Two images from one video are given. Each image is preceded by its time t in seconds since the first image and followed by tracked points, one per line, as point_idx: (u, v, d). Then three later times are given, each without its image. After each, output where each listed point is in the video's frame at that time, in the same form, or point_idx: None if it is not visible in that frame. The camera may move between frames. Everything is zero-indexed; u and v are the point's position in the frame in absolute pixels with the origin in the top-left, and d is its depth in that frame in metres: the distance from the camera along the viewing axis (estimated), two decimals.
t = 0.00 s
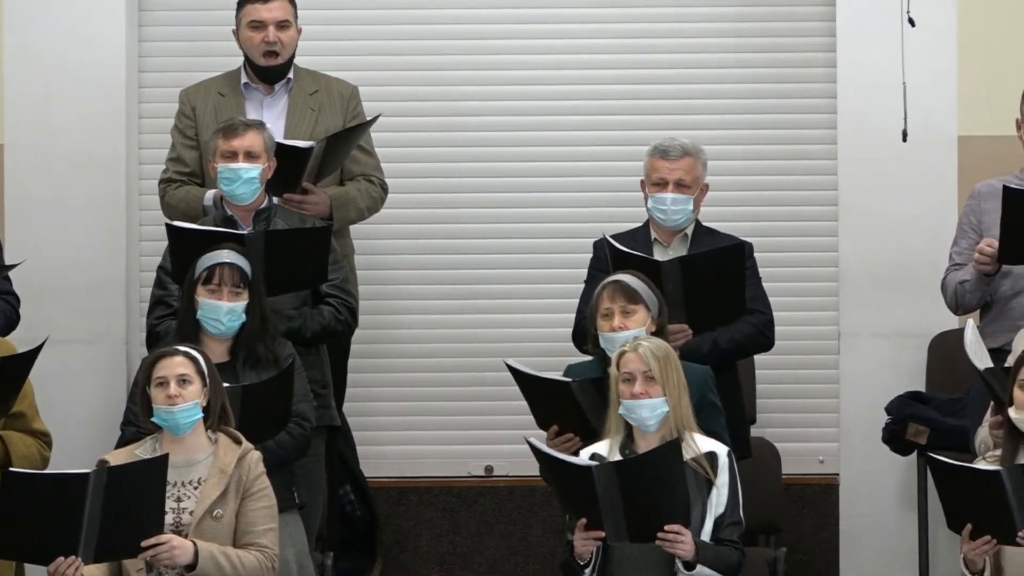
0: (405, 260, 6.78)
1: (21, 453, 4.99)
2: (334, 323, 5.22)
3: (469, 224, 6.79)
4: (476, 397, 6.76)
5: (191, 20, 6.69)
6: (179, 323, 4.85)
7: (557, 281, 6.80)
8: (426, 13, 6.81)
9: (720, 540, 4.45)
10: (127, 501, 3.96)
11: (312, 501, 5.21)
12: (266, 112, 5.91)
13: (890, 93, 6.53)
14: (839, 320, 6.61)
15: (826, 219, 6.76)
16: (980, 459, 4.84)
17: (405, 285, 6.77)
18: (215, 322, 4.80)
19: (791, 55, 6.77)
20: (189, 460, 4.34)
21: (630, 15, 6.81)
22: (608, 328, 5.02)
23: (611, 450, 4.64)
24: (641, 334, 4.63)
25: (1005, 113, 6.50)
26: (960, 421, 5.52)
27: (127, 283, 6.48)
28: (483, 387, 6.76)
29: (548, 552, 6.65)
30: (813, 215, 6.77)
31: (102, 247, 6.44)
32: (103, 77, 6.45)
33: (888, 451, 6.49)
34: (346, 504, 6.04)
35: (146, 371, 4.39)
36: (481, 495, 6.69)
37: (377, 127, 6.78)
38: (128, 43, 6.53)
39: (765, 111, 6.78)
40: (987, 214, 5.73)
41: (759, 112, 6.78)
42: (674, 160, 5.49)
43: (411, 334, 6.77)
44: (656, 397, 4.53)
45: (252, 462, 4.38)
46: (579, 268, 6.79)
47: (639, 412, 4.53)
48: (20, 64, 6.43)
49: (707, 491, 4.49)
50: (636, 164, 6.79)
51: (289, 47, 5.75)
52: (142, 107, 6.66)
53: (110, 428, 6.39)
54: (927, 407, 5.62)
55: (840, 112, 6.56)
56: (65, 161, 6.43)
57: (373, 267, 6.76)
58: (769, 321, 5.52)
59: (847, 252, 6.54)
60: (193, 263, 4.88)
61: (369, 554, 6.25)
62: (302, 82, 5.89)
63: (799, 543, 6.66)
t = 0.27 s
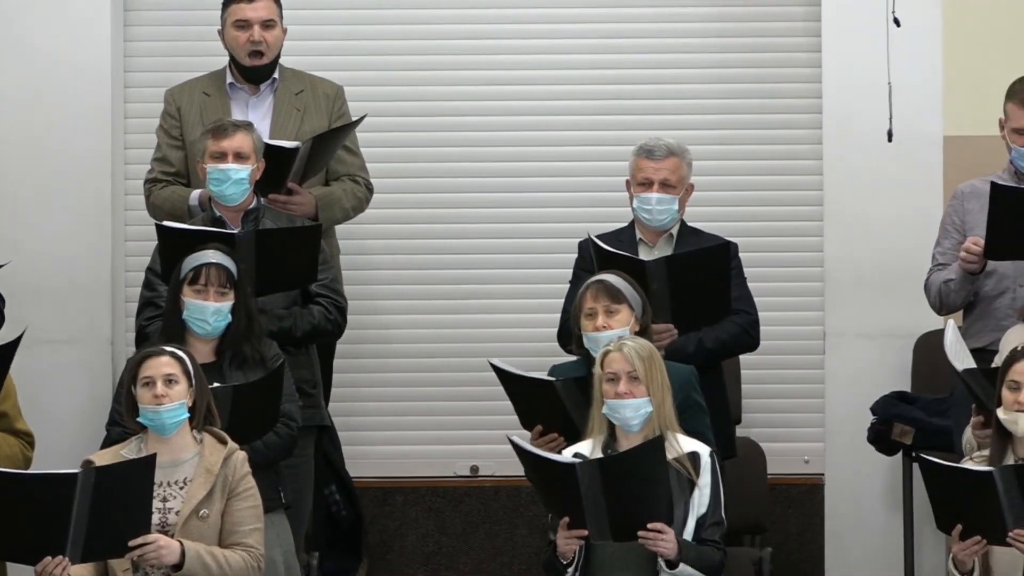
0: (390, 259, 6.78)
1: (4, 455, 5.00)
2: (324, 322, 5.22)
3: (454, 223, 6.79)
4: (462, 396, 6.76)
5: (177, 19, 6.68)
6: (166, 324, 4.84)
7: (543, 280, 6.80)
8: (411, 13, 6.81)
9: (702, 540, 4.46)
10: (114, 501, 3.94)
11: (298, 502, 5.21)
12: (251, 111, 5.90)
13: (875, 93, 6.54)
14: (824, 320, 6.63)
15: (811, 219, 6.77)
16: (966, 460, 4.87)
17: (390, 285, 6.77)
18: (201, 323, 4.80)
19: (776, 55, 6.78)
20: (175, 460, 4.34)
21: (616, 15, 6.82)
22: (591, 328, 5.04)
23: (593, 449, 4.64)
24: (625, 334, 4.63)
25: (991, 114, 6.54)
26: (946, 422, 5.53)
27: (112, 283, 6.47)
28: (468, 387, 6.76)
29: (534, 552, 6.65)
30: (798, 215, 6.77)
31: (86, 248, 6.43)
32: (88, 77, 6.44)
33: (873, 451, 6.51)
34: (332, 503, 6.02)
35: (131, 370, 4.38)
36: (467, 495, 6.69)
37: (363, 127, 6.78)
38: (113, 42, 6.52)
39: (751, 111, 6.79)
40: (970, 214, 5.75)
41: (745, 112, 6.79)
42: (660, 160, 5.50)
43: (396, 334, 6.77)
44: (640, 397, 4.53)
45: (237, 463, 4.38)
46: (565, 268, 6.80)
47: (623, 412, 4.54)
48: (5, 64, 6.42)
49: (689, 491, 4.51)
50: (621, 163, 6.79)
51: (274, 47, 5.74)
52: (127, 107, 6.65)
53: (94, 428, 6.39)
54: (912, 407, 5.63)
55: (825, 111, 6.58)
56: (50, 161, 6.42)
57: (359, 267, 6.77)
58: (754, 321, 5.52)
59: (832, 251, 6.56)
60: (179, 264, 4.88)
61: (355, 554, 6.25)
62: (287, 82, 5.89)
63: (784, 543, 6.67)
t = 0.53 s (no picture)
0: (377, 259, 6.78)
1: None
2: (311, 322, 5.21)
3: (440, 223, 6.79)
4: (448, 396, 6.76)
5: (163, 19, 6.67)
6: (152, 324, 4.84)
7: (528, 280, 6.81)
8: (397, 13, 6.82)
9: (685, 540, 4.48)
10: (100, 502, 3.94)
11: (283, 502, 5.21)
12: (237, 111, 5.90)
13: (860, 93, 6.56)
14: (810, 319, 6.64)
15: (796, 218, 6.78)
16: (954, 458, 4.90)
17: (375, 285, 6.77)
18: (187, 323, 4.80)
19: (761, 55, 6.79)
20: (161, 460, 4.33)
21: (601, 15, 6.82)
22: (578, 328, 5.04)
23: (575, 449, 4.64)
24: (606, 333, 4.63)
25: (975, 113, 6.57)
26: (930, 421, 5.55)
27: (97, 284, 6.46)
28: (454, 386, 6.76)
29: (519, 552, 6.66)
30: (783, 215, 6.78)
31: (71, 248, 6.42)
32: (73, 77, 6.43)
33: (859, 450, 6.52)
34: (317, 503, 6.01)
35: (118, 370, 4.37)
36: (452, 495, 6.69)
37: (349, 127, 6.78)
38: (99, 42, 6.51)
39: (736, 111, 6.80)
40: (953, 214, 5.76)
41: (730, 112, 6.81)
42: (645, 160, 5.51)
43: (382, 334, 6.77)
44: (621, 396, 4.54)
45: (223, 464, 4.38)
46: (550, 268, 6.80)
47: (604, 410, 4.55)
48: None
49: (671, 492, 4.52)
50: (606, 163, 6.80)
51: (259, 47, 5.73)
52: (113, 107, 6.64)
53: (80, 429, 6.37)
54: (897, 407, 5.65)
55: (811, 111, 6.59)
56: (35, 161, 6.41)
57: (345, 267, 6.77)
58: (740, 321, 5.53)
59: (817, 250, 6.58)
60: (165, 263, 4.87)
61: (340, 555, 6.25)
62: (272, 82, 5.88)
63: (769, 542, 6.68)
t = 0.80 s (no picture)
0: (362, 259, 6.78)
1: None
2: (292, 322, 5.20)
3: (425, 223, 6.79)
4: (433, 396, 6.76)
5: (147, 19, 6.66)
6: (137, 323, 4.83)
7: (513, 280, 6.81)
8: (381, 13, 6.82)
9: (665, 541, 4.49)
10: (86, 502, 3.93)
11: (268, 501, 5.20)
12: (222, 111, 5.88)
13: (845, 93, 6.58)
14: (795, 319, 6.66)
15: (781, 219, 6.78)
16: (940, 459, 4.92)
17: (360, 285, 6.78)
18: (173, 323, 4.79)
19: (745, 55, 6.80)
20: (146, 460, 4.33)
21: (585, 15, 6.83)
22: (565, 327, 5.03)
23: (555, 451, 4.65)
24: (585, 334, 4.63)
25: (959, 113, 6.59)
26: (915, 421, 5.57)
27: (82, 283, 6.44)
28: (439, 386, 6.76)
29: (504, 552, 6.65)
30: (768, 215, 6.79)
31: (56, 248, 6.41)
32: (58, 77, 6.43)
33: (844, 450, 6.53)
34: (302, 504, 6.03)
35: (103, 370, 4.36)
36: (437, 495, 6.69)
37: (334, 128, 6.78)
38: (83, 42, 6.51)
39: (721, 111, 6.81)
40: (937, 213, 5.78)
41: (715, 113, 6.82)
42: (629, 160, 5.52)
43: (367, 333, 6.77)
44: (601, 397, 4.55)
45: (208, 464, 4.37)
46: (535, 268, 6.81)
47: (584, 411, 4.55)
48: None
49: (652, 492, 4.53)
50: (590, 164, 6.80)
51: (244, 47, 5.73)
52: (98, 107, 6.63)
53: (65, 428, 6.36)
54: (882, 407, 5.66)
55: (797, 110, 6.61)
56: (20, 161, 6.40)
57: (330, 266, 6.77)
58: (724, 321, 5.54)
59: (802, 250, 6.59)
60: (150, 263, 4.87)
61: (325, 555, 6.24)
62: (257, 82, 5.87)
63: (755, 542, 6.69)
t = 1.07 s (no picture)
0: (345, 259, 6.78)
1: None
2: (268, 325, 5.20)
3: (408, 223, 6.78)
4: (416, 396, 6.75)
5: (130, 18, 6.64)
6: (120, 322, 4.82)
7: (496, 280, 6.81)
8: (364, 14, 6.82)
9: (644, 540, 4.51)
10: (70, 503, 3.92)
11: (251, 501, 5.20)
12: (206, 110, 5.87)
13: (828, 93, 6.59)
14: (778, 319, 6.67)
15: (764, 219, 6.79)
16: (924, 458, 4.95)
17: (342, 285, 6.78)
18: (156, 323, 4.78)
19: (728, 55, 6.81)
20: (130, 461, 4.32)
21: (569, 16, 6.84)
22: (553, 326, 5.00)
23: (534, 452, 4.66)
24: (564, 335, 4.62)
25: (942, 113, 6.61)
26: (897, 422, 5.59)
27: (66, 283, 6.43)
28: (422, 386, 6.76)
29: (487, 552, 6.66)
30: (751, 215, 6.80)
31: (39, 247, 6.40)
32: (40, 76, 6.42)
33: (827, 450, 6.55)
34: (285, 504, 6.03)
35: (85, 370, 4.34)
36: (421, 495, 6.69)
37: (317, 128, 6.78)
38: (66, 41, 6.49)
39: (704, 111, 6.82)
40: (920, 212, 5.80)
41: (698, 113, 6.83)
42: (612, 160, 5.52)
43: (350, 333, 6.77)
44: (581, 399, 4.54)
45: (192, 463, 4.38)
46: (518, 268, 6.81)
47: (562, 411, 4.54)
48: None
49: (630, 493, 4.54)
50: (574, 164, 6.81)
51: (228, 48, 5.73)
52: (81, 107, 6.62)
53: (48, 429, 6.34)
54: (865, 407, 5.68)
55: (780, 110, 6.62)
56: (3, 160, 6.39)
57: (313, 266, 6.77)
58: (707, 321, 5.56)
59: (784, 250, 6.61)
60: (131, 262, 4.86)
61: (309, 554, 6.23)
62: (240, 82, 5.87)
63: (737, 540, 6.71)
